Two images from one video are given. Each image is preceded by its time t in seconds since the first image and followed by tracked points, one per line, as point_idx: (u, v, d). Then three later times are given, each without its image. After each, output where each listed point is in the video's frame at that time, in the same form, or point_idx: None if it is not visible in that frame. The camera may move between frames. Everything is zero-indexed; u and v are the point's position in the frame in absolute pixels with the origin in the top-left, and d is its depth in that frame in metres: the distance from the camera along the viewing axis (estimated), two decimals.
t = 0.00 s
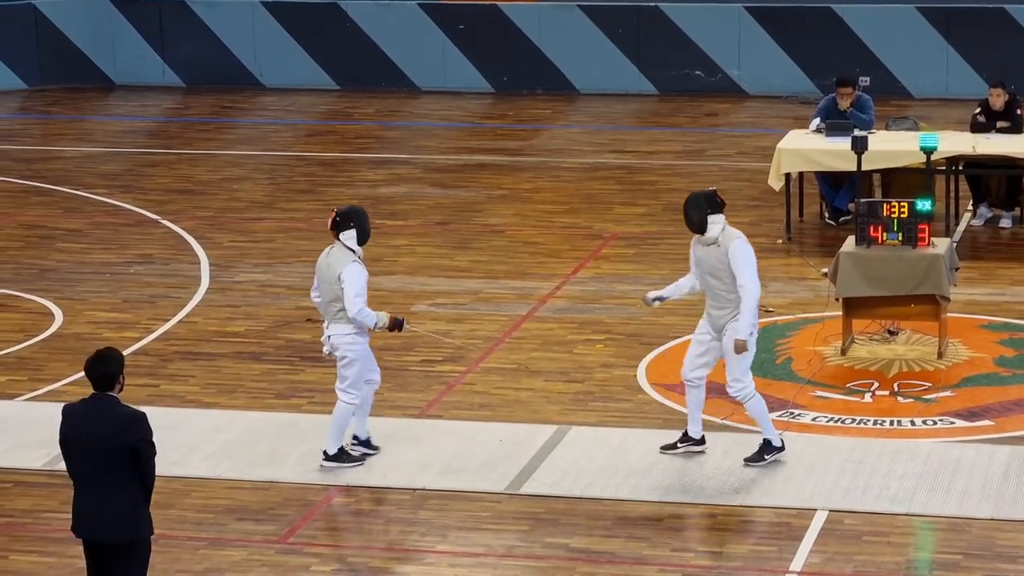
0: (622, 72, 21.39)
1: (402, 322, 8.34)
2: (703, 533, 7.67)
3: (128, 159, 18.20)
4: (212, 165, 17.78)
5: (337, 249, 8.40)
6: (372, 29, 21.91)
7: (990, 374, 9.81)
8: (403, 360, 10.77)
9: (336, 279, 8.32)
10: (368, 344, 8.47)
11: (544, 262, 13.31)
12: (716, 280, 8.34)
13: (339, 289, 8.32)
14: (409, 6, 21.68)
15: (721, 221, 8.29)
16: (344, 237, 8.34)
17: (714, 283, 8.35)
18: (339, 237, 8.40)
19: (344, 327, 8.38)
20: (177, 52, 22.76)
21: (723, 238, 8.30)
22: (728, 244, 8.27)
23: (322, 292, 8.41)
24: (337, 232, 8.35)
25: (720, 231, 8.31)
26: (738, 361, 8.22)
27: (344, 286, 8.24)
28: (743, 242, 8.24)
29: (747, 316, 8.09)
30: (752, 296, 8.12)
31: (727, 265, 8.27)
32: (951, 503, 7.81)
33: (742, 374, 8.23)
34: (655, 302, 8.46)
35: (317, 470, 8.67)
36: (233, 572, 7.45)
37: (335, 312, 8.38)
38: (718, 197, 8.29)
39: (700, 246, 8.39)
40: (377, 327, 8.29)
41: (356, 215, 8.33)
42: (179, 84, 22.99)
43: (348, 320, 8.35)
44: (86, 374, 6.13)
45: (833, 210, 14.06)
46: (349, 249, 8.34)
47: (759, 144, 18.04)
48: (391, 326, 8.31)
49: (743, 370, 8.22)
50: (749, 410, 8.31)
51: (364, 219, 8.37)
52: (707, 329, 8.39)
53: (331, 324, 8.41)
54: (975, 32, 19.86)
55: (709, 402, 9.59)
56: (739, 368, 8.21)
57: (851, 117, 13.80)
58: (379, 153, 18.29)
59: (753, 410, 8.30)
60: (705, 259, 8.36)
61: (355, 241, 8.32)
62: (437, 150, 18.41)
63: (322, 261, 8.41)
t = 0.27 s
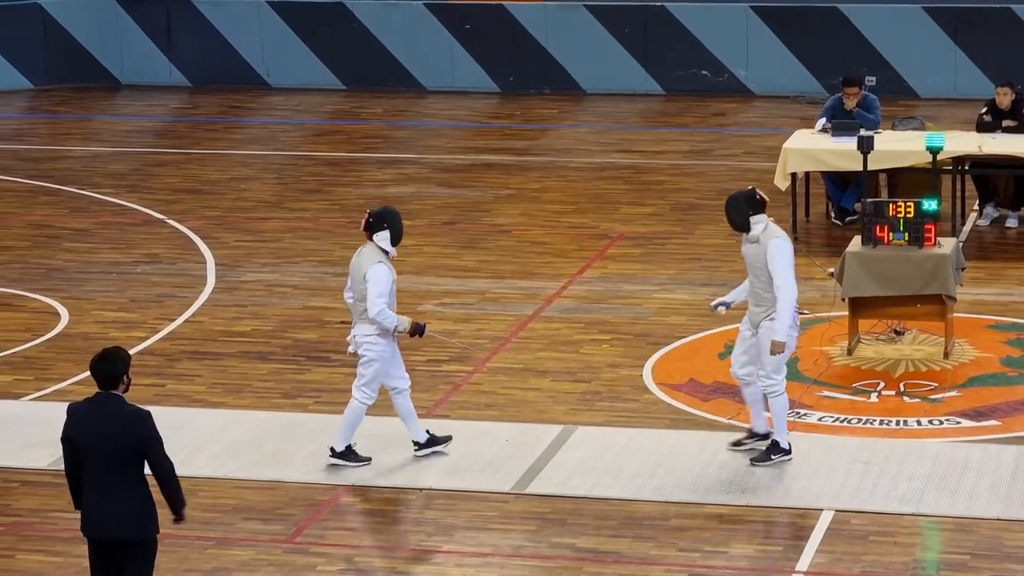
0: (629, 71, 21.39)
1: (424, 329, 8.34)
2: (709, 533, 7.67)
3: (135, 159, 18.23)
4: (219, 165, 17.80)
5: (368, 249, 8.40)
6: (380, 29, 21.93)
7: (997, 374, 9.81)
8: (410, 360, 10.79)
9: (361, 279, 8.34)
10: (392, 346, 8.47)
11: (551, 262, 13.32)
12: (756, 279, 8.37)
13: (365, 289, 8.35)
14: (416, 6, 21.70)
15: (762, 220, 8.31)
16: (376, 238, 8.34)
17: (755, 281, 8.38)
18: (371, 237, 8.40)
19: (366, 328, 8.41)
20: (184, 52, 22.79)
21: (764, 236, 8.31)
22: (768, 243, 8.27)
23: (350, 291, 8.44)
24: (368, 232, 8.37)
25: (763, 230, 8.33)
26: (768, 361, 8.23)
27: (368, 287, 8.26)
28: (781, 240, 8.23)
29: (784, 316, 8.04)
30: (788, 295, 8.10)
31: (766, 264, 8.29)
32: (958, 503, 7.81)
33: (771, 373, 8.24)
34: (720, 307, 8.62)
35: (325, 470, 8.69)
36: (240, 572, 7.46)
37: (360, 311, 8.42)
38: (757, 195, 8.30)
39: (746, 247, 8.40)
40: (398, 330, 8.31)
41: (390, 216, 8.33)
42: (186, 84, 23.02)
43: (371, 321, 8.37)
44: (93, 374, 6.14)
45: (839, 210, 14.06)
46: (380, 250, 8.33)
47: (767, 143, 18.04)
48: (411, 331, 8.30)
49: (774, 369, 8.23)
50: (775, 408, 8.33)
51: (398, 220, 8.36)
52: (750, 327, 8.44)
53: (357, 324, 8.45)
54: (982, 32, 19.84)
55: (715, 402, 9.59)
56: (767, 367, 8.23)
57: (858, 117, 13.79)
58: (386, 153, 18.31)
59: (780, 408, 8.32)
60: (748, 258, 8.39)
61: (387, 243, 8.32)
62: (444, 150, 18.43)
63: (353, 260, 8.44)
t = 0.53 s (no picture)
0: (635, 71, 21.39)
1: (459, 322, 8.25)
2: (714, 532, 7.67)
3: (140, 159, 18.23)
4: (225, 165, 17.81)
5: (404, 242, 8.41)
6: (385, 28, 21.93)
7: (1002, 373, 9.80)
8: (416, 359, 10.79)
9: (397, 272, 8.35)
10: (433, 338, 8.47)
11: (556, 261, 13.31)
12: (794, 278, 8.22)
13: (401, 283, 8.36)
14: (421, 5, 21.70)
15: (805, 219, 8.14)
16: (410, 232, 8.36)
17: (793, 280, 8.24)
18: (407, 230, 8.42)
19: (405, 321, 8.42)
20: (190, 51, 22.80)
21: (805, 235, 8.13)
22: (807, 242, 8.09)
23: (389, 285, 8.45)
24: (403, 226, 8.38)
25: (806, 228, 8.16)
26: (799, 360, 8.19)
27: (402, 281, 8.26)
28: (821, 241, 8.05)
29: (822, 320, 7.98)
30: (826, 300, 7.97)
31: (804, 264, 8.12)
32: (964, 503, 7.80)
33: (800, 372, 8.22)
34: (755, 302, 8.43)
35: (331, 470, 8.69)
36: (245, 571, 7.46)
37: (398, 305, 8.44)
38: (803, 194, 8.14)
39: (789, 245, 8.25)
40: (434, 323, 8.31)
41: (424, 209, 8.35)
42: (191, 84, 23.04)
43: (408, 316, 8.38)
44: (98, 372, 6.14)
45: (845, 210, 14.05)
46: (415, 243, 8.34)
47: (773, 143, 18.03)
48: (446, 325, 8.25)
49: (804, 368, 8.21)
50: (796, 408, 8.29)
51: (435, 214, 8.38)
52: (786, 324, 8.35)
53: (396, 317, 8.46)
54: (988, 31, 19.83)
55: (722, 401, 9.59)
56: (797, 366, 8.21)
57: (864, 116, 13.77)
58: (391, 153, 18.31)
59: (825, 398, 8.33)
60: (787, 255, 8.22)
61: (422, 236, 8.33)
62: (450, 149, 18.43)
63: (390, 255, 8.47)
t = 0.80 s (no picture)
0: (630, 71, 21.38)
1: (476, 319, 8.30)
2: (710, 533, 7.67)
3: (135, 159, 18.22)
4: (220, 166, 17.80)
5: (416, 243, 8.43)
6: (381, 29, 21.92)
7: (999, 374, 9.80)
8: (412, 360, 10.78)
9: (412, 273, 8.37)
10: (454, 335, 8.48)
11: (552, 261, 13.31)
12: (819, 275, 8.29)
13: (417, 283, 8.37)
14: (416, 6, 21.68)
15: (827, 214, 8.27)
16: (422, 231, 8.38)
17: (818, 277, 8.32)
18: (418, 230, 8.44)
19: (424, 321, 8.41)
20: (185, 52, 22.79)
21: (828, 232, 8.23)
22: (829, 238, 8.17)
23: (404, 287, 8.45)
24: (416, 226, 8.40)
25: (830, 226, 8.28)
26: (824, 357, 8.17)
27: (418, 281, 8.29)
28: (843, 235, 8.12)
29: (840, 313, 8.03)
30: (845, 290, 8.06)
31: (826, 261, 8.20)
32: (961, 503, 7.80)
33: (825, 368, 8.17)
34: (786, 302, 8.42)
35: (328, 471, 8.68)
36: (241, 572, 7.45)
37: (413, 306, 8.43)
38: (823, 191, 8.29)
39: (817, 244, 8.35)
40: (451, 322, 8.35)
41: (436, 208, 8.37)
42: (186, 84, 23.02)
43: (426, 315, 8.38)
44: (93, 374, 6.15)
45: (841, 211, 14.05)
46: (428, 242, 8.37)
47: (768, 143, 18.04)
48: (465, 322, 8.29)
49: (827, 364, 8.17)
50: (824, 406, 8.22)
51: (445, 212, 8.39)
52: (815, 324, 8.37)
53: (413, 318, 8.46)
54: (984, 31, 19.84)
55: (718, 402, 9.59)
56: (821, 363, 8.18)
57: (860, 117, 13.77)
58: (387, 153, 18.31)
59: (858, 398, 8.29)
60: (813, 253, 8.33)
61: (434, 236, 8.36)
62: (445, 150, 18.43)
63: (403, 257, 8.46)
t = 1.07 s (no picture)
0: (597, 73, 21.39)
1: (467, 327, 8.26)
2: (676, 535, 7.66)
3: (101, 161, 18.09)
4: (187, 168, 17.69)
5: (410, 250, 8.31)
6: (349, 31, 21.86)
7: (965, 375, 9.83)
8: (379, 362, 10.74)
9: (406, 280, 8.26)
10: (446, 342, 8.40)
11: (520, 264, 13.28)
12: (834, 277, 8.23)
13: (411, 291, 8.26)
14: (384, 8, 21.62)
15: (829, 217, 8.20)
16: (416, 239, 8.25)
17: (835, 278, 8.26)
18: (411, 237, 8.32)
19: (417, 328, 8.32)
20: (151, 53, 22.66)
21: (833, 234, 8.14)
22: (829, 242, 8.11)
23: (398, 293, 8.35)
24: (409, 232, 8.28)
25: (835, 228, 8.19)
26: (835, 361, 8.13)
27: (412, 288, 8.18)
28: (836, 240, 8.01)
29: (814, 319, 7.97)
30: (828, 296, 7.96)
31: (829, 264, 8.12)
32: (927, 504, 7.82)
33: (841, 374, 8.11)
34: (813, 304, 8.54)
35: (294, 473, 8.63)
36: None
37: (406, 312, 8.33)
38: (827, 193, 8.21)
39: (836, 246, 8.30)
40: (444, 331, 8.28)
41: (429, 216, 8.24)
42: (153, 85, 22.90)
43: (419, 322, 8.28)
44: (58, 376, 6.08)
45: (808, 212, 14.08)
46: (420, 251, 8.24)
47: (736, 145, 18.06)
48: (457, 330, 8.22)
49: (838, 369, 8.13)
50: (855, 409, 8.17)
51: (439, 220, 8.26)
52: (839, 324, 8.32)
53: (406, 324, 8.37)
54: (950, 34, 19.94)
55: (685, 404, 9.58)
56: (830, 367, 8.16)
57: (827, 119, 13.80)
58: (354, 155, 18.24)
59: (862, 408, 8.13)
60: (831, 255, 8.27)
61: (427, 244, 8.23)
62: (413, 152, 18.37)
63: (396, 263, 8.34)
